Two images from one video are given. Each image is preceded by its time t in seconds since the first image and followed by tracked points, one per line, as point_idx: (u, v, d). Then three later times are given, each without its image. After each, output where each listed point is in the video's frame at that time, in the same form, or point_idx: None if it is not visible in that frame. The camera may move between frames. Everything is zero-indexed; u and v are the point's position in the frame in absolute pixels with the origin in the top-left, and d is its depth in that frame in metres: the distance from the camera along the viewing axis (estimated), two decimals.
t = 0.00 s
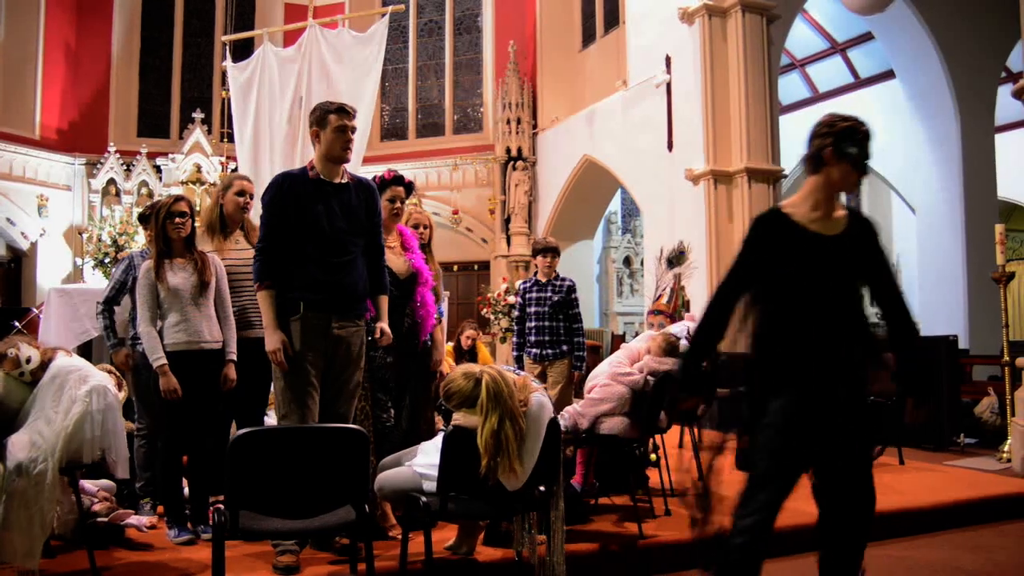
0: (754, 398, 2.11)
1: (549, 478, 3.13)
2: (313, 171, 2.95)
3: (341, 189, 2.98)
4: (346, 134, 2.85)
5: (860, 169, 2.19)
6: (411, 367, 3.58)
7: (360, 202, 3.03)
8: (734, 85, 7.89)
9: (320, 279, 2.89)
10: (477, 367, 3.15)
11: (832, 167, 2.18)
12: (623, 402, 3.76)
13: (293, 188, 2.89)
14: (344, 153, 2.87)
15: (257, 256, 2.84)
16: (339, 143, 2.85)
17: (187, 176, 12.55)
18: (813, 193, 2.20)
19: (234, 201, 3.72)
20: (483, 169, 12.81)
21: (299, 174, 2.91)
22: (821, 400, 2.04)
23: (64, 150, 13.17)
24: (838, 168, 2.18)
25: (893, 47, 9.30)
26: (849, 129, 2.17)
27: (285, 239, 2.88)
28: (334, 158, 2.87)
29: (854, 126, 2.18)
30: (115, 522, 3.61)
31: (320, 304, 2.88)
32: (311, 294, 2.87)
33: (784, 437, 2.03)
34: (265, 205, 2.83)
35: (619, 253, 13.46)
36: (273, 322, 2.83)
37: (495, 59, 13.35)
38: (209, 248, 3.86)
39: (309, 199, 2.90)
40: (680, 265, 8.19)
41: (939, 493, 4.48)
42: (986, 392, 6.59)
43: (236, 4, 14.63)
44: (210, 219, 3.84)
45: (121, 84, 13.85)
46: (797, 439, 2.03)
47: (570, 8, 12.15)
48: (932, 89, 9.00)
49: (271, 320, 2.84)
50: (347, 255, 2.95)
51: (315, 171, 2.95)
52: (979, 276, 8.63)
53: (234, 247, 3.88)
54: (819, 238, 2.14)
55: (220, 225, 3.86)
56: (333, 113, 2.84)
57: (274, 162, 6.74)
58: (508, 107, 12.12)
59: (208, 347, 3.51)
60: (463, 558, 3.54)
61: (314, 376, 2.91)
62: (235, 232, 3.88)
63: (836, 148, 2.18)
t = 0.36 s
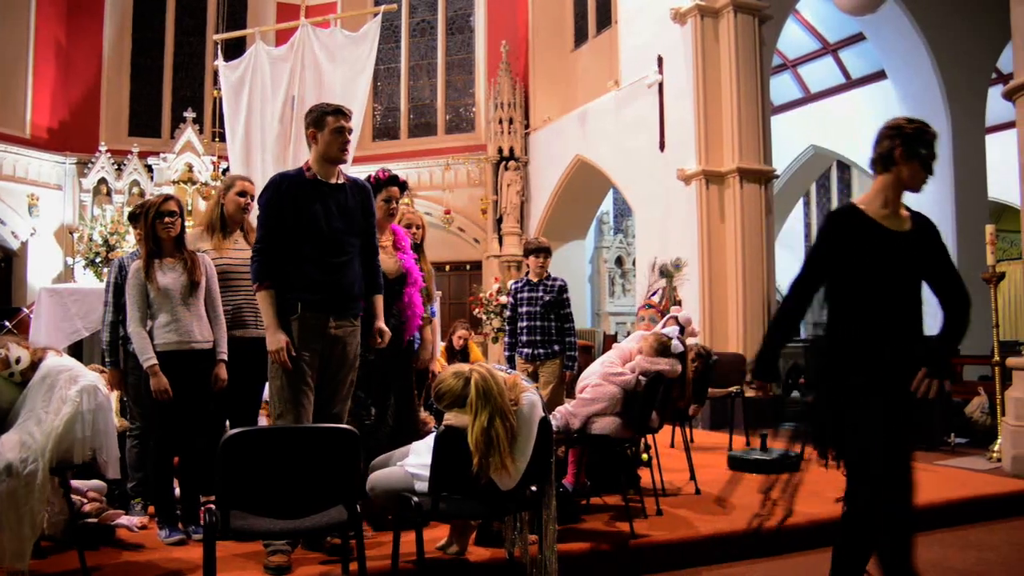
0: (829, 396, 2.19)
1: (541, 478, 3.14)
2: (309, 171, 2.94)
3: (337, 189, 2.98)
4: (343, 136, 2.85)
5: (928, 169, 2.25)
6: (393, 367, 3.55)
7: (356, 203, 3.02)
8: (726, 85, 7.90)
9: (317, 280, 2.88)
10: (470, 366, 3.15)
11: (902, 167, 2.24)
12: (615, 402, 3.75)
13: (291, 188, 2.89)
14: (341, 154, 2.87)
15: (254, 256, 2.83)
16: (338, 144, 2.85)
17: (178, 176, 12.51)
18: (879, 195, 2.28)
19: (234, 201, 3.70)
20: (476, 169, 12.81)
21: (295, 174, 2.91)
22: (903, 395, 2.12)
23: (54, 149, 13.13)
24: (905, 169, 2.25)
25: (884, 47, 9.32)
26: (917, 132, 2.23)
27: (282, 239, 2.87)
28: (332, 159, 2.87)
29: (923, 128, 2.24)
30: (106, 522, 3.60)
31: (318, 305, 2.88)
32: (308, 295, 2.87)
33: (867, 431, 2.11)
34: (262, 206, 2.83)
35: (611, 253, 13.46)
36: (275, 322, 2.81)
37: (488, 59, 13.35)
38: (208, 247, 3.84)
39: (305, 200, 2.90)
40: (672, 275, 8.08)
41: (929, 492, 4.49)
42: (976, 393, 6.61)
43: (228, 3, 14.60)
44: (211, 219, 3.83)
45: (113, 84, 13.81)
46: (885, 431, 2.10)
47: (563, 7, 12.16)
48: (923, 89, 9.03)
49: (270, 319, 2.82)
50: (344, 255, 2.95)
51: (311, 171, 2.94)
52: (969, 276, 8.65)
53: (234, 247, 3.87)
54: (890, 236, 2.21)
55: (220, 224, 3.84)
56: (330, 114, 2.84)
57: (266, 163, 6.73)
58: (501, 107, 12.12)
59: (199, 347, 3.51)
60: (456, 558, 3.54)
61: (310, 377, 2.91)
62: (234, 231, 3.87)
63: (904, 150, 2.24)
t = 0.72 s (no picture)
0: (904, 423, 2.45)
1: (529, 477, 3.14)
2: (299, 171, 2.92)
3: (328, 190, 2.96)
4: (335, 138, 2.84)
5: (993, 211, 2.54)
6: (375, 364, 3.53)
7: (346, 204, 3.01)
8: (713, 85, 7.92)
9: (305, 280, 2.88)
10: (458, 365, 3.15)
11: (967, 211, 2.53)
12: (601, 402, 3.75)
13: (281, 189, 2.88)
14: (332, 156, 2.86)
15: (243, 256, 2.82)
16: (330, 145, 2.84)
17: (165, 175, 12.46)
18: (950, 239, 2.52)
19: (223, 201, 3.68)
20: (463, 169, 12.80)
21: (285, 175, 2.89)
22: (981, 422, 2.38)
23: (39, 148, 13.05)
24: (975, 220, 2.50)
25: (871, 48, 9.35)
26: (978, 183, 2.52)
27: (270, 239, 2.86)
28: (323, 160, 2.86)
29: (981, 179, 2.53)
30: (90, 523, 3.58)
31: (307, 305, 2.88)
32: (296, 295, 2.87)
33: (954, 456, 2.37)
34: (250, 206, 2.82)
35: (599, 253, 13.45)
36: (266, 320, 2.79)
37: (475, 59, 13.34)
38: (196, 248, 3.81)
39: (295, 201, 2.89)
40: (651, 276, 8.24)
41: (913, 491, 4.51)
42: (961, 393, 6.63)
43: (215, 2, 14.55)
44: (200, 219, 3.80)
45: (99, 83, 13.77)
46: (950, 457, 2.39)
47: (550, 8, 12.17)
48: (909, 90, 9.06)
49: (260, 317, 2.79)
50: (333, 256, 2.95)
51: (301, 172, 2.92)
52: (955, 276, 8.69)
53: (222, 248, 3.85)
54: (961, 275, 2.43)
55: (208, 225, 3.80)
56: (322, 115, 2.82)
57: (252, 163, 6.69)
58: (489, 107, 12.13)
59: (184, 346, 3.49)
60: (443, 557, 3.53)
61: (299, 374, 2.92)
62: (223, 232, 3.84)
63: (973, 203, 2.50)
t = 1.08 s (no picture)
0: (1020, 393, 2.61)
1: (510, 476, 3.14)
2: (279, 177, 2.91)
3: (307, 196, 2.94)
4: (319, 143, 2.83)
5: None
6: (351, 364, 3.50)
7: (327, 211, 2.99)
8: (695, 85, 7.95)
9: (281, 285, 2.87)
10: (440, 367, 3.13)
11: None
12: (583, 402, 3.76)
13: (260, 195, 2.87)
14: (314, 161, 2.84)
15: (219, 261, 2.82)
16: (314, 151, 2.82)
17: (146, 173, 12.38)
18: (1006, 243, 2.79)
19: (200, 201, 3.65)
20: (445, 169, 12.76)
21: (264, 181, 2.88)
22: None
23: (17, 145, 12.93)
24: None
25: (852, 49, 9.41)
26: None
27: (249, 244, 2.86)
28: (304, 166, 2.84)
29: None
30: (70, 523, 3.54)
31: (282, 311, 2.88)
32: (272, 300, 2.86)
33: None
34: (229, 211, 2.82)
35: (581, 253, 13.44)
36: (247, 326, 2.77)
37: (458, 58, 13.32)
38: (175, 250, 3.79)
39: (273, 207, 2.88)
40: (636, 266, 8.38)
41: (893, 489, 4.55)
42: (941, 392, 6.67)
43: None
44: (177, 219, 3.77)
45: (79, 81, 13.69)
46: None
47: (533, 8, 12.20)
48: (890, 92, 9.11)
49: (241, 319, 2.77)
50: (312, 262, 2.93)
51: (281, 177, 2.90)
52: (935, 277, 8.74)
53: (200, 248, 3.83)
54: None
55: (186, 225, 3.77)
56: (307, 119, 2.80)
57: (231, 164, 6.67)
58: (470, 106, 12.08)
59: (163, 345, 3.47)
60: (424, 558, 3.52)
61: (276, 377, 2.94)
62: (201, 233, 3.81)
63: None
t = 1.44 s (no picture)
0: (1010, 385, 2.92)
1: (490, 474, 3.14)
2: (237, 196, 2.84)
3: (263, 215, 2.85)
4: (279, 165, 2.74)
5: None
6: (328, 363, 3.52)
7: (288, 225, 2.89)
8: (676, 85, 7.98)
9: (245, 302, 2.80)
10: (419, 366, 3.12)
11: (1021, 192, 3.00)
12: (564, 400, 3.77)
13: (214, 214, 2.79)
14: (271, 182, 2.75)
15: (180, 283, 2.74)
16: (272, 174, 2.75)
17: (125, 170, 12.28)
18: (1008, 226, 3.02)
19: (174, 200, 3.62)
20: (427, 167, 12.73)
21: (220, 199, 2.81)
22: None
23: None
24: None
25: (831, 49, 9.47)
26: None
27: (210, 264, 2.78)
28: (263, 188, 2.77)
29: None
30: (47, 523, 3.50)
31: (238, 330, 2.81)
32: (234, 318, 2.80)
33: None
34: (186, 233, 2.75)
35: (562, 251, 13.44)
36: (220, 346, 2.68)
37: (439, 56, 13.29)
38: (150, 247, 3.76)
39: (232, 227, 2.80)
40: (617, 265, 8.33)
41: (872, 487, 4.58)
42: (919, 389, 6.71)
43: None
44: (151, 217, 3.74)
45: (56, 77, 13.60)
46: None
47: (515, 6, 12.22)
48: (869, 91, 9.17)
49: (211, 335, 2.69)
50: (276, 278, 2.85)
51: (238, 197, 2.84)
52: (913, 276, 8.81)
53: (176, 245, 3.81)
54: None
55: (161, 223, 3.75)
56: (271, 140, 2.69)
57: (210, 162, 6.84)
58: (452, 104, 12.06)
59: (139, 345, 3.46)
60: (403, 556, 3.52)
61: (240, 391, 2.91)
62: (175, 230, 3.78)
63: None
